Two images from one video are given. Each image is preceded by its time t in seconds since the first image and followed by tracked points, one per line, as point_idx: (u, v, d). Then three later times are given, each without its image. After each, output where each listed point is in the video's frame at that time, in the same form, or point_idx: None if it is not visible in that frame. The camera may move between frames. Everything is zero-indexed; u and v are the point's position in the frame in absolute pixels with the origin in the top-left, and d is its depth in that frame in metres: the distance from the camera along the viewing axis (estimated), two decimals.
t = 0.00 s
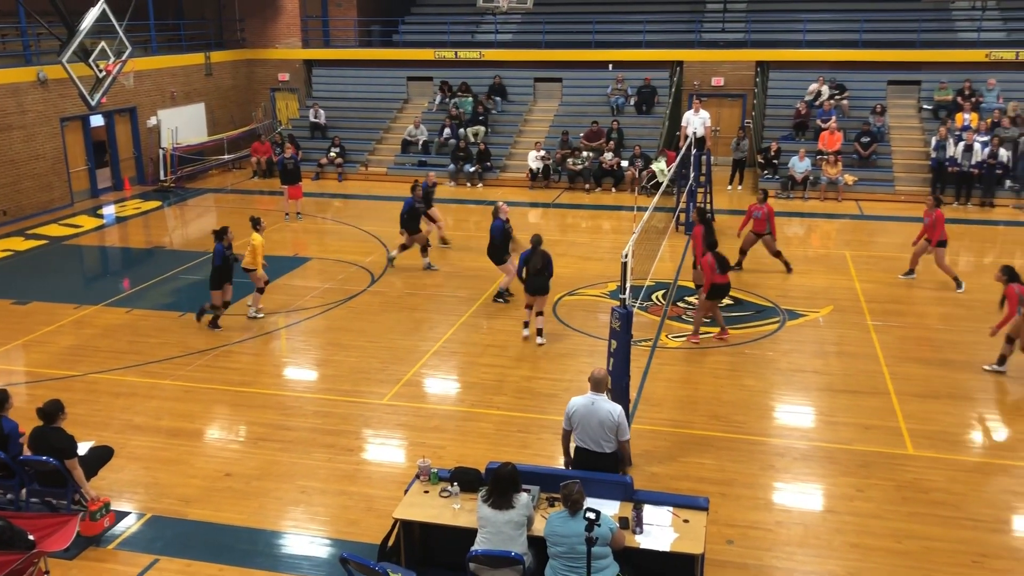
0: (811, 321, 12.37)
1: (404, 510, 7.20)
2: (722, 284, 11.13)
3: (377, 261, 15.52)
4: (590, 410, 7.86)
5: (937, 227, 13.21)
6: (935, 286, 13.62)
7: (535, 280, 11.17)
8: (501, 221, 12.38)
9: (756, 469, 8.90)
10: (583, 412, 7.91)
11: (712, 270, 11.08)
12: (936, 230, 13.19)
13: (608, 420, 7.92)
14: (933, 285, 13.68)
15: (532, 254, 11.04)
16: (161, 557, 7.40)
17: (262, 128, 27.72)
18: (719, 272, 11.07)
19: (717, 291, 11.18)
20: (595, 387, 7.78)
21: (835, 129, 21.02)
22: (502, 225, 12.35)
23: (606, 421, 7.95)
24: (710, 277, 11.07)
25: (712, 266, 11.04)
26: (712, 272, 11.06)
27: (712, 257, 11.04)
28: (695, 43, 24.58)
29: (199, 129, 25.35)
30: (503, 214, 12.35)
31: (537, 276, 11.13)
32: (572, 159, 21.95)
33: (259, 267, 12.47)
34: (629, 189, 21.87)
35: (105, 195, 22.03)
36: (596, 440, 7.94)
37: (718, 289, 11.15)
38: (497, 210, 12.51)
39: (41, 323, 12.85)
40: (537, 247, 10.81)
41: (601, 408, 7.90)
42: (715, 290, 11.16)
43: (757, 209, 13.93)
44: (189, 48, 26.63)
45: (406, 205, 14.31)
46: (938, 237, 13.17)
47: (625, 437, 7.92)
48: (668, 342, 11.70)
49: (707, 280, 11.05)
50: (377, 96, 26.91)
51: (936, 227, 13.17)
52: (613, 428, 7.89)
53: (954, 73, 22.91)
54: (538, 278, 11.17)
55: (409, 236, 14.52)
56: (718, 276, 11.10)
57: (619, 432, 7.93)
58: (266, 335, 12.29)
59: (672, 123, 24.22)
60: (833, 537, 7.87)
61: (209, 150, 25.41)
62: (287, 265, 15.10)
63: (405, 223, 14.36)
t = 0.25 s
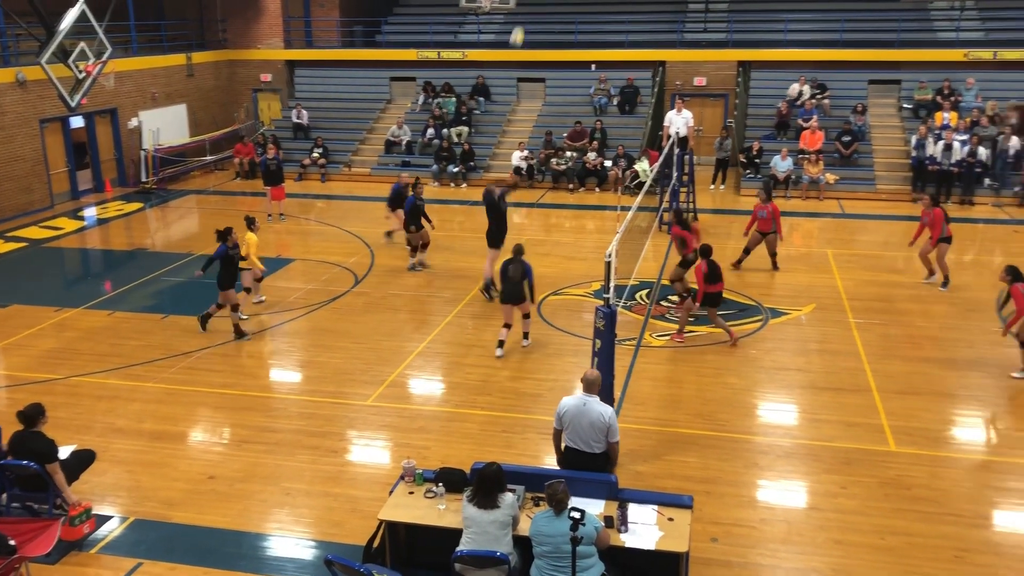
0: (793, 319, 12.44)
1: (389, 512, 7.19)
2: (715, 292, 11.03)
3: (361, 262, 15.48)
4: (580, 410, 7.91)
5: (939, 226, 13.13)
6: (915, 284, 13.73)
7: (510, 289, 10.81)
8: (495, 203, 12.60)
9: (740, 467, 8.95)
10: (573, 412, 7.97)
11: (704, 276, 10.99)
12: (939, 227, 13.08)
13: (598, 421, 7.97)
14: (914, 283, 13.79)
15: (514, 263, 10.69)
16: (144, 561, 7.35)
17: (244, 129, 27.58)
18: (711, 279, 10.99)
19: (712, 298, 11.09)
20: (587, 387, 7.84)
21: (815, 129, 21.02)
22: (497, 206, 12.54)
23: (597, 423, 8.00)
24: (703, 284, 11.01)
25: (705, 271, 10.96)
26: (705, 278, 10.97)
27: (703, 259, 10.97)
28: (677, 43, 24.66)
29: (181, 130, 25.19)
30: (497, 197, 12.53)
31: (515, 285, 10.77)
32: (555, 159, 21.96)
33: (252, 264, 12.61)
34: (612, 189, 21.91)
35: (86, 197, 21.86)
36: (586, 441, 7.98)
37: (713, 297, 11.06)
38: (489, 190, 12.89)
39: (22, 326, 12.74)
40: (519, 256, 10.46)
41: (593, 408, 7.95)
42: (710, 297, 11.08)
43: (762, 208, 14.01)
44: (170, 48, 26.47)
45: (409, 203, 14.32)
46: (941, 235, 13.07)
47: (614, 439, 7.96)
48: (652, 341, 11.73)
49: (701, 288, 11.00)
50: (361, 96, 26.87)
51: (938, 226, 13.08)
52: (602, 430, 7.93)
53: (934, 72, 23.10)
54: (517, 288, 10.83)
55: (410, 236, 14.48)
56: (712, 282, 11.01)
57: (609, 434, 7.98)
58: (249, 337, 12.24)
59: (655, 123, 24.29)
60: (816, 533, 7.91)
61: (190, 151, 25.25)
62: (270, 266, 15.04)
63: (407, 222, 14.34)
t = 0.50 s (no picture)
0: (762, 317, 12.56)
1: (361, 515, 7.17)
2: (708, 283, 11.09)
3: (331, 264, 15.39)
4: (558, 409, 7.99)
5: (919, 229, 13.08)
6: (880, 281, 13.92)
7: (480, 291, 10.73)
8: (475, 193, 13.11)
9: (710, 464, 9.01)
10: (551, 411, 8.04)
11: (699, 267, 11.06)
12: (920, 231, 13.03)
13: (575, 422, 8.04)
14: (879, 280, 13.97)
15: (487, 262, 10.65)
16: (113, 568, 7.26)
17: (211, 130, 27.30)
18: (703, 270, 11.05)
19: (703, 289, 11.16)
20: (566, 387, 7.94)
21: (781, 128, 21.30)
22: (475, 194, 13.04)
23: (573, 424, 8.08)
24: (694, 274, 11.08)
25: (699, 262, 11.04)
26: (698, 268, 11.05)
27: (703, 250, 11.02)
28: (645, 43, 24.80)
29: (146, 132, 24.88)
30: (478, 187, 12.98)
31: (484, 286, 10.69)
32: (525, 159, 21.98)
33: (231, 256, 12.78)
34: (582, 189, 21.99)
35: (50, 200, 21.53)
36: (562, 441, 8.04)
37: (704, 287, 11.13)
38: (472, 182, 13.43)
39: None
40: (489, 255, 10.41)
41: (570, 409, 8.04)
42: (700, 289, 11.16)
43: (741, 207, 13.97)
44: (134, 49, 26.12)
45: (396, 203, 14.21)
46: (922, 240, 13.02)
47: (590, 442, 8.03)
48: (623, 340, 11.79)
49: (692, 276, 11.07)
50: (330, 97, 26.74)
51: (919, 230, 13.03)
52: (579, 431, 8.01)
53: (896, 72, 23.43)
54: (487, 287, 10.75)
55: (396, 236, 14.35)
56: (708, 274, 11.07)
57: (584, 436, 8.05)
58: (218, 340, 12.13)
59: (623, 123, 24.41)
60: (786, 529, 8.00)
61: (156, 153, 24.95)
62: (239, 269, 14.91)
63: (394, 223, 14.21)
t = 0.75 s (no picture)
0: (709, 315, 12.72)
1: (310, 521, 7.08)
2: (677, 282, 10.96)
3: (279, 267, 15.20)
4: (511, 410, 7.98)
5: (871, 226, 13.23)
6: (824, 277, 14.18)
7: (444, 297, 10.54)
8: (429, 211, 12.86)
9: (661, 461, 9.09)
10: (504, 412, 8.03)
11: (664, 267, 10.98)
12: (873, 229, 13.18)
13: (528, 423, 8.03)
14: (823, 277, 14.23)
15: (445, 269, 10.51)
16: None
17: (153, 133, 26.74)
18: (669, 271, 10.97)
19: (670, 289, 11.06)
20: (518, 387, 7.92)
21: (726, 128, 21.97)
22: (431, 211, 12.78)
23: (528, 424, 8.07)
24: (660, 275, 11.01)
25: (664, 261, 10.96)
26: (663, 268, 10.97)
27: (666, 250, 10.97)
28: (591, 44, 25.05)
29: (87, 135, 24.28)
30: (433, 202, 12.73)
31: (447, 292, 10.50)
32: (473, 160, 21.97)
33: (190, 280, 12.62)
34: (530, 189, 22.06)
35: None
36: (516, 442, 8.03)
37: (671, 288, 11.03)
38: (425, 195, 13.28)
39: None
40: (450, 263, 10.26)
41: (523, 410, 8.02)
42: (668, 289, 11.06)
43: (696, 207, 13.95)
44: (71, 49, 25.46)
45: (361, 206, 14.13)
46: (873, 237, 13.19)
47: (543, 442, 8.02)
48: (573, 339, 11.82)
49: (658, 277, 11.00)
50: (277, 98, 26.44)
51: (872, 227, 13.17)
52: (531, 431, 8.00)
53: (837, 73, 23.94)
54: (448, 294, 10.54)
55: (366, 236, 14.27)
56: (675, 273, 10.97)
57: (539, 436, 8.05)
58: (164, 346, 11.91)
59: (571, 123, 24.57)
60: (735, 523, 8.09)
61: (97, 156, 24.38)
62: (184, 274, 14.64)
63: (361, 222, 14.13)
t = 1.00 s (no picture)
0: (637, 311, 12.88)
1: (238, 530, 6.94)
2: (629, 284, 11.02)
3: (202, 271, 14.84)
4: (440, 412, 7.84)
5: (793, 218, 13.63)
6: (747, 273, 14.48)
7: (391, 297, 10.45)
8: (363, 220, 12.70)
9: (592, 457, 9.15)
10: (434, 414, 7.89)
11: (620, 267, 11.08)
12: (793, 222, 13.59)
13: (459, 424, 7.90)
14: (745, 272, 14.52)
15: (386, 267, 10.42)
16: None
17: (66, 136, 25.71)
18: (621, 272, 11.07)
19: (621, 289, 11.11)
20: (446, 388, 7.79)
21: (650, 127, 22.01)
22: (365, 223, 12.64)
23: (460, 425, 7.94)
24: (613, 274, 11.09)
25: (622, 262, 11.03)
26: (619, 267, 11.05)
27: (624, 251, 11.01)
28: (517, 44, 25.17)
29: None
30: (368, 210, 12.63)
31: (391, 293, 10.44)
32: (399, 160, 21.79)
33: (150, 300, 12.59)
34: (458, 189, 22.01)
35: None
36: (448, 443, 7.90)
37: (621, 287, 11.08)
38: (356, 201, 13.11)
39: None
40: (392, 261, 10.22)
41: (453, 411, 7.88)
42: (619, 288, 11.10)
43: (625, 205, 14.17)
44: None
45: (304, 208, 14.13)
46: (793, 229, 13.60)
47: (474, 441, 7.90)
48: (503, 339, 11.84)
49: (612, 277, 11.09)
50: (198, 99, 25.84)
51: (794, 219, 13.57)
52: (461, 432, 7.87)
53: (755, 72, 24.51)
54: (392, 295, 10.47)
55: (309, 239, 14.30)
56: (631, 275, 11.07)
57: (469, 437, 7.91)
58: (84, 355, 11.53)
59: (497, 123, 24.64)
60: (665, 517, 8.20)
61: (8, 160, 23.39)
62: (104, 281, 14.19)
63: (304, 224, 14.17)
